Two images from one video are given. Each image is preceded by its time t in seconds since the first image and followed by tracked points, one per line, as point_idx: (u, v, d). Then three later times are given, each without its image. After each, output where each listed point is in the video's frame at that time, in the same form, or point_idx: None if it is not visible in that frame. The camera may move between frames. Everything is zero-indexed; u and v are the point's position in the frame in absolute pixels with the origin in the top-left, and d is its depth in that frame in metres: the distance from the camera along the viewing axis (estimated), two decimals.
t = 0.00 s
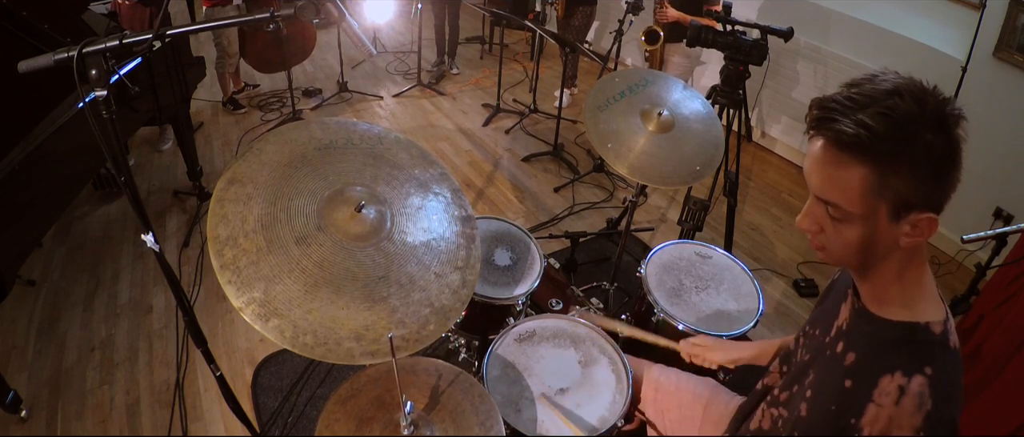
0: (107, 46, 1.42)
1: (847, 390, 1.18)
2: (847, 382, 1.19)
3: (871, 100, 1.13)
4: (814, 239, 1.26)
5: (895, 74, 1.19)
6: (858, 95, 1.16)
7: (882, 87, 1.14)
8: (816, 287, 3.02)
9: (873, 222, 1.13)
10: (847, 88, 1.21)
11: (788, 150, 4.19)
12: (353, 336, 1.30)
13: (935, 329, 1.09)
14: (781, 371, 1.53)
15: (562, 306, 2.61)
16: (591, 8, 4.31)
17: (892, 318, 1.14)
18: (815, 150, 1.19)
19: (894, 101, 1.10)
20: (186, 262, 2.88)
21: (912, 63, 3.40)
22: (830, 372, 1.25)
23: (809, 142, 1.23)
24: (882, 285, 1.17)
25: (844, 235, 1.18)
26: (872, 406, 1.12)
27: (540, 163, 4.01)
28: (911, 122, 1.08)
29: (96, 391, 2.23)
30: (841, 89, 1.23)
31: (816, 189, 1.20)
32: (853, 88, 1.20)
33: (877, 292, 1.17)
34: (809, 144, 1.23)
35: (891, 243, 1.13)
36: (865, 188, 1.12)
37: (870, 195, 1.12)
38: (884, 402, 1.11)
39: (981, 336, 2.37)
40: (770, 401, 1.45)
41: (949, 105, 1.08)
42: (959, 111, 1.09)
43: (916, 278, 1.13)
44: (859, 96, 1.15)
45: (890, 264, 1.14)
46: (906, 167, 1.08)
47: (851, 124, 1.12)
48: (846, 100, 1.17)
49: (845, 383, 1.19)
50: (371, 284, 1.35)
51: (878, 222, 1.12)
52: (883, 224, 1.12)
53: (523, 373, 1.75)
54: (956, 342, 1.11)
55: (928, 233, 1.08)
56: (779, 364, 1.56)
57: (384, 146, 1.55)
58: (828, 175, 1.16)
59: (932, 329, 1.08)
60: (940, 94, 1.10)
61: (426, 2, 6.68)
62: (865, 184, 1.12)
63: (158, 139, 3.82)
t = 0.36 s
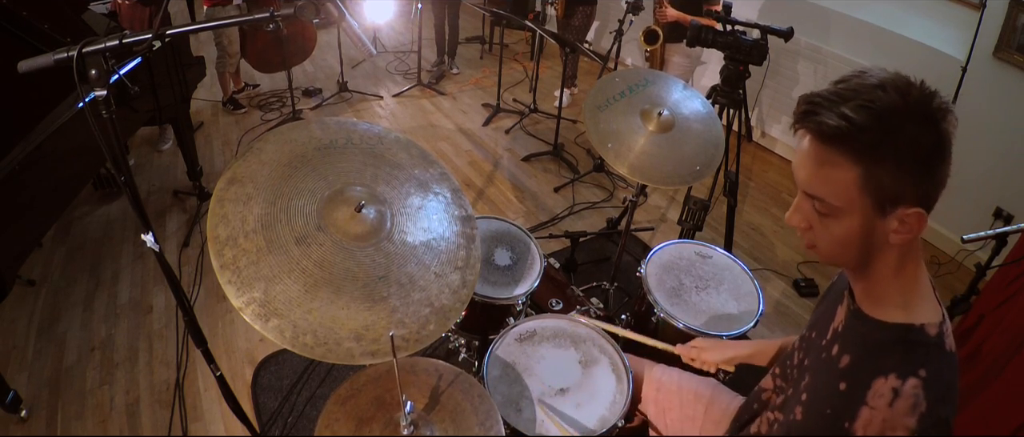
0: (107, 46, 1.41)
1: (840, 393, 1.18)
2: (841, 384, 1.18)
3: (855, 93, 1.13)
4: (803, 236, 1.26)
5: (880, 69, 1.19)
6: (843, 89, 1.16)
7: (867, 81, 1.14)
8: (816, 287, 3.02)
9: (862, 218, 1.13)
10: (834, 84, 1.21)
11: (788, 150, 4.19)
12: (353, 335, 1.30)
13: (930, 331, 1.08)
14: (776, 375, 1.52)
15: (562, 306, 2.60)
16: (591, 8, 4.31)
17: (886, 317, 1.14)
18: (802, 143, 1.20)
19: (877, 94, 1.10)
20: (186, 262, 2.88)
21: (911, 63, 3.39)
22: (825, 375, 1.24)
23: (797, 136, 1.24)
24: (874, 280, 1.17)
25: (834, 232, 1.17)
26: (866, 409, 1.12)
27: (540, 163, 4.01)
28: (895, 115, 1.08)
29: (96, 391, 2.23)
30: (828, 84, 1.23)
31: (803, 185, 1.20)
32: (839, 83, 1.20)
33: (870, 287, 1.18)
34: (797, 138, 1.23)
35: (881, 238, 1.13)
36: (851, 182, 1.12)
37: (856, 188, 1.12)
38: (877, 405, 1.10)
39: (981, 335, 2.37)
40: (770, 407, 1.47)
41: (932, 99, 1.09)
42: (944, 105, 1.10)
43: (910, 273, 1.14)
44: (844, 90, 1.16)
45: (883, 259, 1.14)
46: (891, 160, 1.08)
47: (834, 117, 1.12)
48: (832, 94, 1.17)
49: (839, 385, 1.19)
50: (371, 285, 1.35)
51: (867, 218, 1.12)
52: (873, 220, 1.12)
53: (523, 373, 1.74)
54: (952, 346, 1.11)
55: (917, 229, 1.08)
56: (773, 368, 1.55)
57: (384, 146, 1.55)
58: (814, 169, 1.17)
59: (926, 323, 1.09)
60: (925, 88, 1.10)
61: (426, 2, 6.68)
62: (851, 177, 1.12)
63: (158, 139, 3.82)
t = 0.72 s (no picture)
0: (107, 47, 1.42)
1: (844, 401, 1.18)
2: (845, 392, 1.18)
3: (875, 99, 1.13)
4: (809, 240, 1.27)
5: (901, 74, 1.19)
6: (862, 92, 1.16)
7: (887, 86, 1.14)
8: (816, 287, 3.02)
9: (869, 225, 1.13)
10: (852, 86, 1.21)
11: (788, 150, 4.19)
12: (353, 336, 1.30)
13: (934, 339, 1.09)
14: (776, 375, 1.53)
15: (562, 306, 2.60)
16: (592, 8, 4.31)
17: (887, 324, 1.13)
18: (815, 147, 1.20)
19: (898, 101, 1.10)
20: (186, 262, 2.88)
21: (911, 63, 3.40)
22: (827, 380, 1.24)
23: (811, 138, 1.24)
24: (876, 287, 1.16)
25: (841, 238, 1.18)
26: (870, 422, 1.12)
27: (540, 163, 4.01)
28: (913, 124, 1.08)
29: (96, 391, 2.23)
30: (845, 87, 1.23)
31: (813, 189, 1.21)
32: (857, 86, 1.20)
33: (872, 295, 1.17)
34: (810, 140, 1.24)
35: (888, 247, 1.13)
36: (863, 190, 1.12)
37: (867, 196, 1.12)
38: (882, 418, 1.10)
39: (981, 336, 2.37)
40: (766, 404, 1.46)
41: (952, 109, 1.08)
42: (964, 116, 1.09)
43: (914, 284, 1.12)
44: (863, 94, 1.16)
45: (887, 268, 1.14)
46: (905, 168, 1.08)
47: (852, 122, 1.12)
48: (849, 97, 1.17)
49: (842, 394, 1.19)
50: (371, 285, 1.35)
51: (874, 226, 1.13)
52: (881, 227, 1.12)
53: (523, 373, 1.75)
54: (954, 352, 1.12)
55: (925, 241, 1.08)
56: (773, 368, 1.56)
57: (383, 146, 1.55)
58: (825, 174, 1.17)
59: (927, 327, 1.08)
60: (945, 97, 1.10)
61: (426, 2, 6.68)
62: (863, 184, 1.12)
63: (158, 139, 3.82)
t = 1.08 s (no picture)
0: (107, 46, 1.42)
1: (853, 387, 1.19)
2: (853, 379, 1.20)
3: (884, 102, 1.12)
4: (819, 241, 1.25)
5: (901, 73, 1.18)
6: (870, 95, 1.14)
7: (894, 87, 1.13)
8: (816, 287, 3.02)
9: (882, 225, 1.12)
10: (857, 87, 1.19)
11: (788, 150, 4.19)
12: (352, 335, 1.30)
13: (940, 322, 1.11)
14: (781, 375, 1.50)
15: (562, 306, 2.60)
16: (592, 8, 4.31)
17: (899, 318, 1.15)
18: (825, 152, 1.18)
19: (908, 103, 1.09)
20: (186, 262, 2.88)
21: (911, 63, 3.40)
22: (835, 371, 1.25)
23: (819, 142, 1.22)
24: (885, 284, 1.17)
25: (853, 239, 1.17)
26: (881, 400, 1.14)
27: (540, 163, 4.01)
28: (923, 125, 1.07)
29: (96, 391, 2.23)
30: (850, 88, 1.21)
31: (824, 191, 1.19)
32: (863, 88, 1.18)
33: (881, 292, 1.18)
34: (819, 144, 1.22)
35: (898, 247, 1.13)
36: (877, 191, 1.11)
37: (880, 196, 1.11)
38: (893, 395, 1.12)
39: (981, 335, 2.37)
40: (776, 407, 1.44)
41: (960, 107, 1.08)
42: (969, 113, 1.10)
43: (920, 280, 1.14)
44: (871, 96, 1.14)
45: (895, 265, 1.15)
46: (918, 171, 1.07)
47: (865, 126, 1.11)
48: (858, 100, 1.16)
49: (850, 380, 1.20)
50: (371, 284, 1.35)
51: (887, 225, 1.12)
52: (893, 226, 1.12)
53: (524, 373, 1.75)
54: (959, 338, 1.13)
55: (934, 235, 1.09)
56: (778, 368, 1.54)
57: (383, 146, 1.55)
58: (838, 177, 1.15)
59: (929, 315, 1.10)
60: (952, 95, 1.10)
61: (427, 2, 6.68)
62: (876, 185, 1.11)
63: (158, 139, 3.82)
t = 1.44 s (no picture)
0: (107, 47, 1.42)
1: (835, 373, 1.18)
2: (836, 365, 1.19)
3: (850, 93, 1.13)
4: (795, 231, 1.26)
5: (869, 67, 1.19)
6: (836, 88, 1.16)
7: (858, 80, 1.14)
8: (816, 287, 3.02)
9: (854, 213, 1.13)
10: (825, 82, 1.20)
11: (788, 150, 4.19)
12: (353, 336, 1.30)
13: (917, 305, 1.09)
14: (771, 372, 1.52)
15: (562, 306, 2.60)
16: (592, 8, 4.31)
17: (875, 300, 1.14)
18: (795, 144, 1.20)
19: (871, 95, 1.10)
20: (186, 262, 2.88)
21: (910, 63, 3.40)
22: (819, 361, 1.24)
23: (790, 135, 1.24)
24: (862, 271, 1.17)
25: (827, 227, 1.18)
26: (863, 384, 1.11)
27: (540, 163, 4.01)
28: (888, 115, 1.08)
29: (96, 391, 2.23)
30: (818, 83, 1.23)
31: (796, 182, 1.21)
32: (829, 82, 1.19)
33: (859, 277, 1.18)
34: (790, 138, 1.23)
35: (870, 232, 1.13)
36: (846, 180, 1.12)
37: (850, 185, 1.12)
38: (873, 379, 1.10)
39: (980, 336, 2.37)
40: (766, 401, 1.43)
41: (923, 96, 1.09)
42: (934, 102, 1.10)
43: (895, 264, 1.13)
44: (837, 89, 1.15)
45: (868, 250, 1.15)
46: (885, 157, 1.08)
47: (831, 119, 1.12)
48: (824, 93, 1.17)
49: (833, 367, 1.19)
50: (371, 285, 1.35)
51: (859, 213, 1.13)
52: (864, 213, 1.13)
53: (524, 373, 1.75)
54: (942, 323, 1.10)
55: (906, 222, 1.09)
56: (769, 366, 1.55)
57: (384, 146, 1.55)
58: (808, 168, 1.17)
59: (914, 305, 1.09)
60: (916, 85, 1.10)
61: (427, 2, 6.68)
62: (844, 174, 1.12)
63: (158, 139, 3.82)
